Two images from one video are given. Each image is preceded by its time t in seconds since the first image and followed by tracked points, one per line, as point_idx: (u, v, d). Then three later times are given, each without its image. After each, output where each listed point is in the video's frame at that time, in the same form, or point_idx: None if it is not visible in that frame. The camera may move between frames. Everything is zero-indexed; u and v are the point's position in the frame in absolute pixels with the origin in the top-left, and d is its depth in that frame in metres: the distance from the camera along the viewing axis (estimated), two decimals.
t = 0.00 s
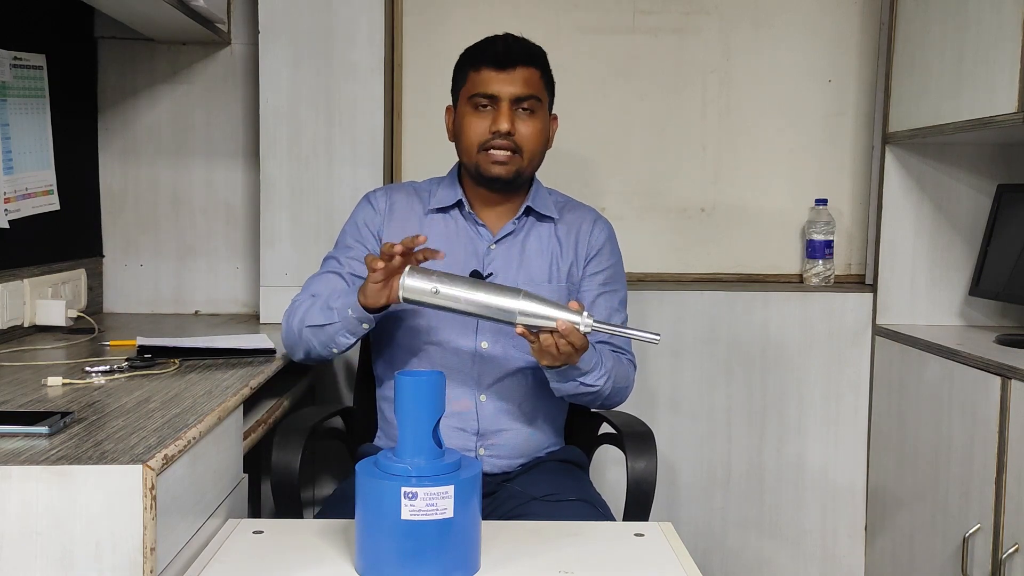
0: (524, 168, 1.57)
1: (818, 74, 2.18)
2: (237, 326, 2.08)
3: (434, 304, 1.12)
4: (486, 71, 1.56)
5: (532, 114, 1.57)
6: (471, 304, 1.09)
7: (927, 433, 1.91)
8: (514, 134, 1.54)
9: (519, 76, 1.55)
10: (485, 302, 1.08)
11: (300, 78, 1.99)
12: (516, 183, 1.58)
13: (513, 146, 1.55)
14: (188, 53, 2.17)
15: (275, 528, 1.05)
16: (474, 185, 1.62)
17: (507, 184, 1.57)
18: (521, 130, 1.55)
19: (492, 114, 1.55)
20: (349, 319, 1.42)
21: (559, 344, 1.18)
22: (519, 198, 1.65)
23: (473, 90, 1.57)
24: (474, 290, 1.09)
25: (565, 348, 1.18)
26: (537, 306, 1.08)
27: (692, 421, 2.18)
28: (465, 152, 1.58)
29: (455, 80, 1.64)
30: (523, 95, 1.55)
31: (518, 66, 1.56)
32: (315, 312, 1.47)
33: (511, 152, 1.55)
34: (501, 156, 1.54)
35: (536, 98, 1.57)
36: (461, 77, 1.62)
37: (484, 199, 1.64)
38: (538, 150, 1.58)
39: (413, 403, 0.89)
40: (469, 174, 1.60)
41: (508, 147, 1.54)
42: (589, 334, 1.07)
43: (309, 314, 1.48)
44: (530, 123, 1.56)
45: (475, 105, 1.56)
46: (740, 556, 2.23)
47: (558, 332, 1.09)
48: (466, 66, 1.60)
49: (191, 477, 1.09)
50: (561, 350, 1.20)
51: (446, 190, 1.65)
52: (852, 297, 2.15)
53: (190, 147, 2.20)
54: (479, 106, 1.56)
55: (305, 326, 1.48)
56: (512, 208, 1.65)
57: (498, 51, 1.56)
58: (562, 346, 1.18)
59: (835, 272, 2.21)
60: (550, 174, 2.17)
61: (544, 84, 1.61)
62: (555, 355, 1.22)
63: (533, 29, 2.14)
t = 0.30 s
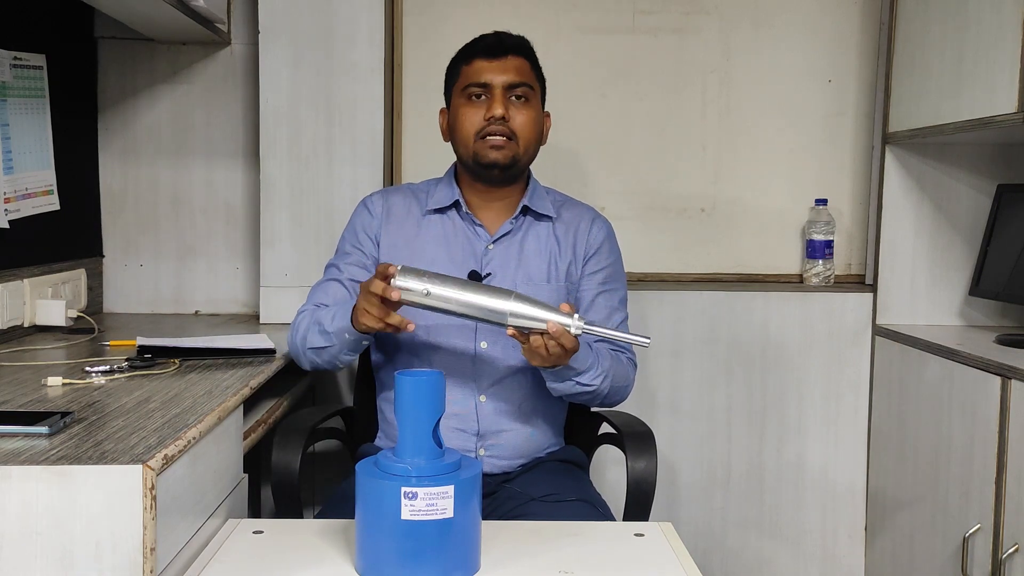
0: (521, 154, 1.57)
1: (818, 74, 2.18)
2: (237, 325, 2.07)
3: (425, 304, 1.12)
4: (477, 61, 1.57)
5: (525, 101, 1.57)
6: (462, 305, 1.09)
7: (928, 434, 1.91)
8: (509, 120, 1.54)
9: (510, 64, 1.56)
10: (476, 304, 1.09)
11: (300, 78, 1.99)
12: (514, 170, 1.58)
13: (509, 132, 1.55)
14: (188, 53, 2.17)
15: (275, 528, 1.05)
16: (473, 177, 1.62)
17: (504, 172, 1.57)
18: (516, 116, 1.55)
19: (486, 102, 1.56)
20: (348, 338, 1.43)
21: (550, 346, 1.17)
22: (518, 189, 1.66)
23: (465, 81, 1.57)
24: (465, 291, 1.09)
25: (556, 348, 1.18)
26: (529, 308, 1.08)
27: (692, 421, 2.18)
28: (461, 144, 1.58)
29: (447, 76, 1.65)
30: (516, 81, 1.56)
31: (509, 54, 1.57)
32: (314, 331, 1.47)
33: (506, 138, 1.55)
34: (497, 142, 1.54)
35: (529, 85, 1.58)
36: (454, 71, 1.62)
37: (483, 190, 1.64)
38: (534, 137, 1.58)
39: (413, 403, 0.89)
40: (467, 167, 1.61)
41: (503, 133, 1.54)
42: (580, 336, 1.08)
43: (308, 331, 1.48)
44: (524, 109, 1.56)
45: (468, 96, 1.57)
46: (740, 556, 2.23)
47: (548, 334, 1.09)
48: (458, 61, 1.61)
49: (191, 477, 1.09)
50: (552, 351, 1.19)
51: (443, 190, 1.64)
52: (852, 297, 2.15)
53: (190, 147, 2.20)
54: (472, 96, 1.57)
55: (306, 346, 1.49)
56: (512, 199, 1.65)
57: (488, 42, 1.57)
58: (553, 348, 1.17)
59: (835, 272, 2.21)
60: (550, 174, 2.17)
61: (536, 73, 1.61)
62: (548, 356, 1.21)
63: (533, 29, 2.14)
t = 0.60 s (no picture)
0: (514, 154, 1.57)
1: (818, 74, 2.18)
2: (237, 325, 2.07)
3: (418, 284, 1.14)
4: (465, 64, 1.56)
5: (516, 101, 1.56)
6: (448, 292, 1.10)
7: (928, 434, 1.91)
8: (500, 121, 1.54)
9: (498, 65, 1.55)
10: (462, 294, 1.10)
11: (300, 78, 1.99)
12: (508, 170, 1.58)
13: (501, 133, 1.55)
14: (188, 53, 2.17)
15: (275, 528, 1.05)
16: (468, 179, 1.62)
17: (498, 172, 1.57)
18: (507, 117, 1.55)
19: (476, 105, 1.55)
20: (355, 332, 1.43)
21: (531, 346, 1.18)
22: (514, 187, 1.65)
23: (455, 84, 1.57)
24: (455, 279, 1.10)
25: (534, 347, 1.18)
26: (515, 304, 1.09)
27: (692, 421, 2.18)
28: (454, 146, 1.58)
29: (437, 78, 1.65)
30: (505, 82, 1.55)
31: (497, 55, 1.56)
32: (320, 331, 1.48)
33: (499, 139, 1.54)
34: (489, 144, 1.54)
35: (518, 85, 1.57)
36: (443, 75, 1.62)
37: (478, 191, 1.64)
38: (526, 136, 1.58)
39: (413, 403, 0.89)
40: (460, 169, 1.61)
41: (495, 134, 1.54)
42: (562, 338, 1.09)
43: (314, 334, 1.49)
44: (515, 109, 1.55)
45: (459, 99, 1.57)
46: (739, 557, 2.23)
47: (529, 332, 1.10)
48: (446, 63, 1.61)
49: (191, 477, 1.09)
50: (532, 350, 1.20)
51: (439, 190, 1.65)
52: (852, 298, 2.15)
53: (190, 147, 2.20)
54: (463, 99, 1.56)
55: (313, 346, 1.49)
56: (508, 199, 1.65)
57: (474, 44, 1.57)
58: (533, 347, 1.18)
59: (835, 272, 2.21)
60: (551, 174, 2.17)
61: (525, 71, 1.60)
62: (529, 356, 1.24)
63: (533, 29, 2.14)
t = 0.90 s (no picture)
0: (506, 163, 1.56)
1: (818, 74, 2.18)
2: (237, 325, 2.07)
3: (411, 271, 1.15)
4: (452, 75, 1.54)
5: (506, 109, 1.55)
6: (443, 280, 1.12)
7: (928, 434, 1.91)
8: (491, 132, 1.53)
9: (486, 74, 1.53)
10: (457, 283, 1.12)
11: (300, 78, 2.00)
12: (501, 178, 1.58)
13: (492, 144, 1.54)
14: (188, 53, 2.17)
15: (275, 528, 1.05)
16: (462, 187, 1.62)
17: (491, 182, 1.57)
18: (498, 127, 1.54)
19: (466, 116, 1.54)
20: (353, 323, 1.44)
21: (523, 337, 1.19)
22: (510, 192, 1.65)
23: (443, 95, 1.55)
24: (449, 269, 1.13)
25: (524, 342, 1.20)
26: (508, 296, 1.11)
27: (692, 421, 2.18)
28: (446, 157, 1.58)
29: (426, 85, 1.63)
30: (493, 91, 1.53)
31: (484, 63, 1.54)
32: (318, 327, 1.48)
33: (490, 150, 1.54)
34: (480, 155, 1.54)
35: (508, 92, 1.55)
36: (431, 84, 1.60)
37: (473, 198, 1.64)
38: (518, 143, 1.57)
39: (413, 402, 0.89)
40: (454, 178, 1.61)
41: (486, 145, 1.54)
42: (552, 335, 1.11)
43: (313, 330, 1.49)
44: (505, 118, 1.54)
45: (448, 110, 1.55)
46: (739, 557, 2.23)
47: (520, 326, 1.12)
48: (434, 72, 1.58)
49: (191, 477, 1.09)
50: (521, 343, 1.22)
51: (435, 193, 1.65)
52: (852, 297, 2.15)
53: (190, 147, 2.20)
54: (452, 110, 1.55)
55: (312, 343, 1.49)
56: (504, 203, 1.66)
57: (459, 53, 1.54)
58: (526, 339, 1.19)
59: (835, 272, 2.21)
60: (551, 174, 2.17)
61: (514, 74, 1.58)
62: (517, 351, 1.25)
63: (534, 29, 2.14)
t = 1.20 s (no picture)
0: (505, 164, 1.56)
1: (818, 74, 2.18)
2: (237, 325, 2.07)
3: (388, 246, 1.17)
4: (451, 76, 1.54)
5: (504, 110, 1.55)
6: (418, 260, 1.14)
7: (928, 434, 1.91)
8: (490, 133, 1.53)
9: (484, 75, 1.53)
10: (432, 263, 1.14)
11: (300, 78, 2.00)
12: (500, 180, 1.58)
13: (491, 145, 1.54)
14: (188, 53, 2.17)
15: (275, 528, 1.05)
16: (461, 189, 1.62)
17: (490, 183, 1.57)
18: (497, 128, 1.54)
19: (464, 118, 1.54)
20: (337, 303, 1.44)
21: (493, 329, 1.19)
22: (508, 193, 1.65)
23: (442, 96, 1.55)
24: (427, 249, 1.14)
25: (495, 334, 1.20)
26: (479, 283, 1.13)
27: (692, 421, 2.18)
28: (445, 158, 1.57)
29: (425, 85, 1.63)
30: (492, 93, 1.53)
31: (483, 64, 1.54)
32: (308, 313, 1.50)
33: (490, 151, 1.54)
34: (479, 157, 1.54)
35: (506, 93, 1.55)
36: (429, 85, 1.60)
37: (471, 199, 1.64)
38: (517, 144, 1.57)
39: (413, 403, 0.89)
40: (453, 179, 1.61)
41: (485, 147, 1.54)
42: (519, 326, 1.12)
43: (304, 318, 1.51)
44: (504, 120, 1.54)
45: (446, 111, 1.55)
46: (739, 557, 2.23)
47: (488, 314, 1.14)
48: (432, 73, 1.58)
49: (191, 477, 1.09)
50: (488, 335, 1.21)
51: (433, 192, 1.65)
52: (852, 298, 2.15)
53: (190, 147, 2.20)
54: (451, 111, 1.55)
55: (303, 330, 1.50)
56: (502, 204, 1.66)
57: (458, 54, 1.54)
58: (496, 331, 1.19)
59: (835, 272, 2.21)
60: (550, 174, 2.17)
61: (513, 75, 1.58)
62: (488, 343, 1.24)
63: (534, 29, 2.14)
